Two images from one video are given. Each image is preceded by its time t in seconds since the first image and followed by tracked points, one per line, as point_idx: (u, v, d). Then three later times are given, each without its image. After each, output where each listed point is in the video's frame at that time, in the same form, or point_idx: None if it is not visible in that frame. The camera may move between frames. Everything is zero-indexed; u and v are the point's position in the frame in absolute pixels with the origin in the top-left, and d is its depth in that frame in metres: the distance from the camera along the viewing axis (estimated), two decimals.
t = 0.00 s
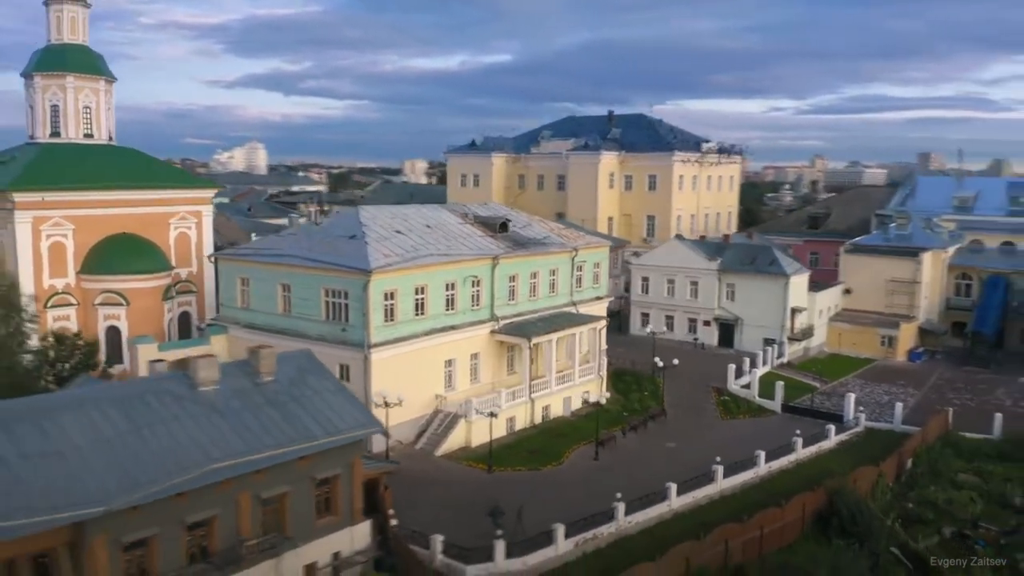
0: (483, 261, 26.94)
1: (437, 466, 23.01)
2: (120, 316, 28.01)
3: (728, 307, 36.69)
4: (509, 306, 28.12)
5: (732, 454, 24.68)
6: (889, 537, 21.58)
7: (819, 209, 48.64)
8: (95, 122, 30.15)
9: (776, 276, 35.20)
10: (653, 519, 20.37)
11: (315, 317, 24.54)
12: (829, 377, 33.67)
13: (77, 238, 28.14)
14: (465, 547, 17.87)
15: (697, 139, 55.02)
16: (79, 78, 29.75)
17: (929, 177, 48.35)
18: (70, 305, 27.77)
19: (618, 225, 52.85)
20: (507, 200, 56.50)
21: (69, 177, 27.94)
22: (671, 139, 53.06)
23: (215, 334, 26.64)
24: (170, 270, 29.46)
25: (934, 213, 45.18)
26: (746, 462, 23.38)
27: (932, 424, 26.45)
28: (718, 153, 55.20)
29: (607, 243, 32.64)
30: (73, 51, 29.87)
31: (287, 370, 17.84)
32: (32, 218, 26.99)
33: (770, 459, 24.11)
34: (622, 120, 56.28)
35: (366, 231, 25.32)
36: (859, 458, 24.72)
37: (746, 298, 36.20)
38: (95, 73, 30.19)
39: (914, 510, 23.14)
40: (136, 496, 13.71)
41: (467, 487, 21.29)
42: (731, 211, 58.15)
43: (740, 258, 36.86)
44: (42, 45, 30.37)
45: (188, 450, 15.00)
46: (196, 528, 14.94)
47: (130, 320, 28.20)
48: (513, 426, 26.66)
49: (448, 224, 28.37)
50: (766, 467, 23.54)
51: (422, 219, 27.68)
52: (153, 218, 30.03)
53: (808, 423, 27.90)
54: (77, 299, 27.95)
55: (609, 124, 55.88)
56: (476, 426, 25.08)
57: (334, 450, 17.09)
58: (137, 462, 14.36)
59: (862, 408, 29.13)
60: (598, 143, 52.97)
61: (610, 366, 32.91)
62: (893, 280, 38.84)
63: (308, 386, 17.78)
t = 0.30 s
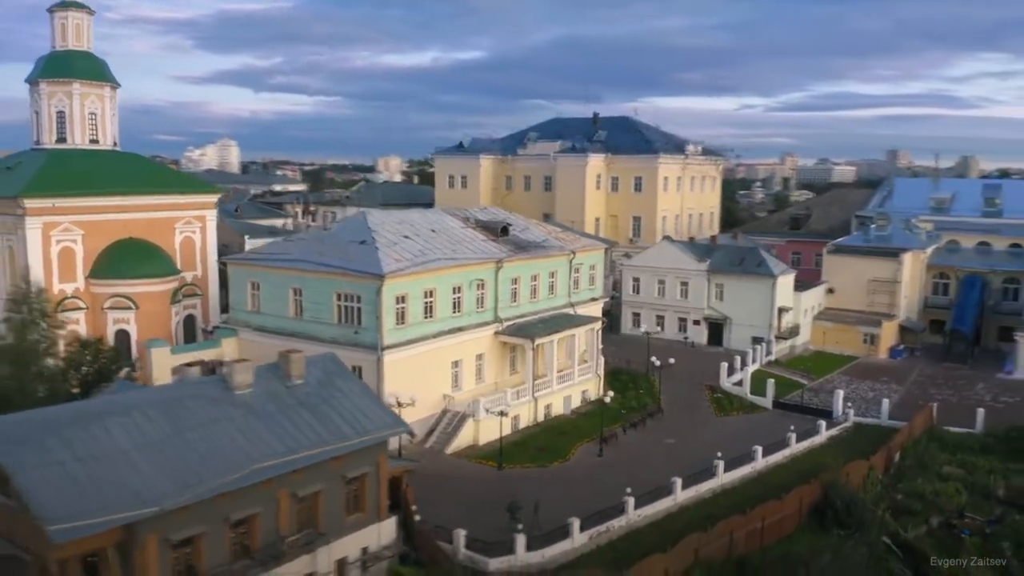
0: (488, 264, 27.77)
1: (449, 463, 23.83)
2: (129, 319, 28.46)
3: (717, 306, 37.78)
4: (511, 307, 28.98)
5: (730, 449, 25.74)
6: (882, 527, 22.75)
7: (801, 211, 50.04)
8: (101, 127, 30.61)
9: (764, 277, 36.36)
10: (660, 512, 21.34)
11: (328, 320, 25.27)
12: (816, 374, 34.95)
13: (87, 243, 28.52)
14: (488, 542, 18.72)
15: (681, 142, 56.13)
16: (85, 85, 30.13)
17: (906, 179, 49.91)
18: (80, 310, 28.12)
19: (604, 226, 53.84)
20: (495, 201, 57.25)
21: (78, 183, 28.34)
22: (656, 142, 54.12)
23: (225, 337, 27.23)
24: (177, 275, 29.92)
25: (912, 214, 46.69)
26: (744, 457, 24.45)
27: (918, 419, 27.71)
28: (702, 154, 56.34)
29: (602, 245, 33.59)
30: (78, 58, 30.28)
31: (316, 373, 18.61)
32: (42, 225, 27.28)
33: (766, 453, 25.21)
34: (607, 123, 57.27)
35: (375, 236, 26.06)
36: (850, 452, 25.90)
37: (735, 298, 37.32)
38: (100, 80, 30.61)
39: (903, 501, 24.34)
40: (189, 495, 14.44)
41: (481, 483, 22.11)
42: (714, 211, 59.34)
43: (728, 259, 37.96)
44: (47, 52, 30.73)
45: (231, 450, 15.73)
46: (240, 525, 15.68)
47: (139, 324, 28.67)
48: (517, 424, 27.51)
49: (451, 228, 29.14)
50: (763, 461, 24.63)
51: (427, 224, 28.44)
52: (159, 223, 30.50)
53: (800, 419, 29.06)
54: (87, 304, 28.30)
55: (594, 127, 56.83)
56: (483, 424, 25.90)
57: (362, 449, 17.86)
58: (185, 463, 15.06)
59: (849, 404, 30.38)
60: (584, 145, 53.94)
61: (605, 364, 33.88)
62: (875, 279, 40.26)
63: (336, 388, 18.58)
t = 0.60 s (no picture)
0: (492, 268, 28.61)
1: (460, 460, 24.66)
2: (139, 323, 28.89)
3: (707, 306, 38.87)
4: (513, 310, 29.84)
5: (728, 445, 26.81)
6: (874, 518, 23.92)
7: (783, 212, 51.35)
8: (107, 134, 31.12)
9: (752, 278, 37.51)
10: (666, 506, 22.31)
11: (340, 323, 26.00)
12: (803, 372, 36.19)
13: (96, 248, 28.97)
14: (507, 536, 19.61)
15: (666, 144, 57.21)
16: (92, 92, 30.56)
17: (885, 181, 51.43)
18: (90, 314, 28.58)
19: (591, 227, 54.82)
20: (483, 202, 58.02)
21: (87, 189, 28.79)
22: (642, 144, 55.17)
23: (235, 341, 27.85)
24: (184, 279, 30.40)
25: (891, 215, 48.16)
26: (742, 453, 25.52)
27: (904, 414, 28.96)
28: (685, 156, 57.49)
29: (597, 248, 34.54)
30: (84, 64, 30.67)
31: (342, 376, 19.39)
32: (53, 230, 27.73)
33: (762, 448, 26.31)
34: (593, 125, 58.22)
35: (385, 242, 26.81)
36: (842, 447, 27.09)
37: (724, 298, 38.44)
38: (106, 87, 31.03)
39: (893, 492, 25.55)
40: (235, 495, 15.14)
41: (494, 479, 22.98)
42: (698, 212, 60.50)
43: (717, 260, 39.07)
44: (52, 58, 31.08)
45: (270, 452, 16.47)
46: (278, 523, 16.43)
47: (149, 327, 29.10)
48: (521, 423, 28.39)
49: (455, 232, 29.94)
50: (760, 456, 25.71)
51: (432, 229, 29.22)
52: (166, 228, 31.01)
53: (791, 416, 30.23)
54: (97, 308, 28.75)
55: (581, 129, 57.76)
56: (490, 423, 26.75)
57: (389, 449, 18.65)
58: (228, 463, 15.77)
59: (838, 400, 31.60)
60: (572, 147, 54.89)
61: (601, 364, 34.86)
62: (857, 279, 41.62)
63: (361, 390, 19.36)
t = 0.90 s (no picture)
0: (496, 271, 29.46)
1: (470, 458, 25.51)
2: (149, 327, 29.34)
3: (697, 306, 39.97)
4: (516, 311, 30.73)
5: (725, 442, 27.88)
6: (867, 510, 25.09)
7: (767, 213, 52.63)
8: (114, 140, 31.66)
9: (742, 279, 38.64)
10: (671, 500, 23.30)
11: (351, 326, 26.75)
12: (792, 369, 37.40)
13: (106, 253, 29.38)
14: (525, 531, 20.50)
15: (651, 146, 58.28)
16: (99, 99, 31.00)
17: (865, 183, 52.92)
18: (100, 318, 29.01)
19: (579, 228, 55.78)
20: (471, 203, 58.79)
21: (97, 195, 29.24)
22: (628, 147, 56.17)
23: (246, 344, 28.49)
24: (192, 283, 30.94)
25: (872, 216, 49.60)
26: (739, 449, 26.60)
27: (891, 411, 30.23)
28: (671, 158, 58.63)
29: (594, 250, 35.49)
30: (91, 71, 31.08)
31: (365, 378, 20.16)
32: (66, 236, 28.12)
33: (758, 444, 27.42)
34: (579, 127, 59.13)
35: (394, 247, 27.57)
36: (833, 442, 28.28)
37: (714, 298, 39.55)
38: (113, 93, 31.46)
39: (882, 485, 26.76)
40: (276, 495, 15.83)
41: (506, 476, 23.87)
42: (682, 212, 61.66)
43: (707, 261, 40.17)
44: (58, 64, 31.43)
45: (304, 454, 17.18)
46: (313, 520, 17.19)
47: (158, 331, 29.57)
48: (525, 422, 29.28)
49: (459, 236, 30.76)
50: (756, 451, 26.80)
51: (437, 233, 30.02)
52: (173, 232, 31.51)
53: (783, 412, 31.39)
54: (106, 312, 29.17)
55: (568, 131, 58.67)
56: (497, 422, 27.60)
57: (413, 449, 19.46)
58: (268, 463, 16.50)
59: (827, 397, 32.83)
60: (560, 150, 55.81)
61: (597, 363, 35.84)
62: (841, 279, 42.95)
63: (384, 392, 20.15)
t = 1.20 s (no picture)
0: (500, 275, 30.37)
1: (481, 455, 26.42)
2: (160, 331, 30.00)
3: (688, 306, 41.12)
4: (518, 313, 31.66)
5: (722, 438, 29.01)
6: (859, 502, 26.31)
7: (751, 214, 53.96)
8: (121, 146, 32.12)
9: (731, 280, 39.81)
10: (676, 494, 24.37)
11: (362, 329, 27.55)
12: (779, 367, 38.70)
13: (117, 258, 29.90)
14: (542, 526, 21.46)
15: (638, 148, 59.38)
16: (107, 106, 31.46)
17: (846, 185, 54.41)
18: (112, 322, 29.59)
19: (568, 228, 56.80)
20: (461, 205, 59.60)
21: (108, 201, 29.73)
22: (615, 149, 57.23)
23: (257, 346, 29.19)
24: (200, 287, 31.56)
25: (853, 218, 51.07)
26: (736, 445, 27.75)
27: (879, 407, 31.54)
28: (656, 160, 59.79)
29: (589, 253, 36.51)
30: (97, 78, 31.52)
31: (388, 380, 21.00)
32: (78, 242, 28.61)
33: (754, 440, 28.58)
34: (567, 129, 60.08)
35: (403, 252, 28.40)
36: (824, 438, 29.51)
37: (704, 298, 40.71)
38: (120, 100, 31.92)
39: (872, 478, 28.03)
40: (315, 493, 16.66)
41: (517, 472, 24.81)
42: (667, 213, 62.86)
43: (698, 262, 41.31)
44: (64, 72, 31.83)
45: (337, 453, 18.02)
46: (347, 517, 18.06)
47: (168, 334, 30.23)
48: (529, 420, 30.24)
49: (462, 240, 31.63)
50: (752, 447, 27.96)
51: (442, 238, 30.87)
52: (181, 237, 32.05)
53: (774, 409, 32.62)
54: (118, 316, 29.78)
55: (556, 134, 59.59)
56: (503, 421, 28.53)
57: (436, 448, 20.34)
58: (306, 463, 17.32)
59: (816, 394, 34.10)
60: (549, 153, 56.75)
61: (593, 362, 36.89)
62: (825, 279, 44.31)
63: (406, 393, 21.01)
